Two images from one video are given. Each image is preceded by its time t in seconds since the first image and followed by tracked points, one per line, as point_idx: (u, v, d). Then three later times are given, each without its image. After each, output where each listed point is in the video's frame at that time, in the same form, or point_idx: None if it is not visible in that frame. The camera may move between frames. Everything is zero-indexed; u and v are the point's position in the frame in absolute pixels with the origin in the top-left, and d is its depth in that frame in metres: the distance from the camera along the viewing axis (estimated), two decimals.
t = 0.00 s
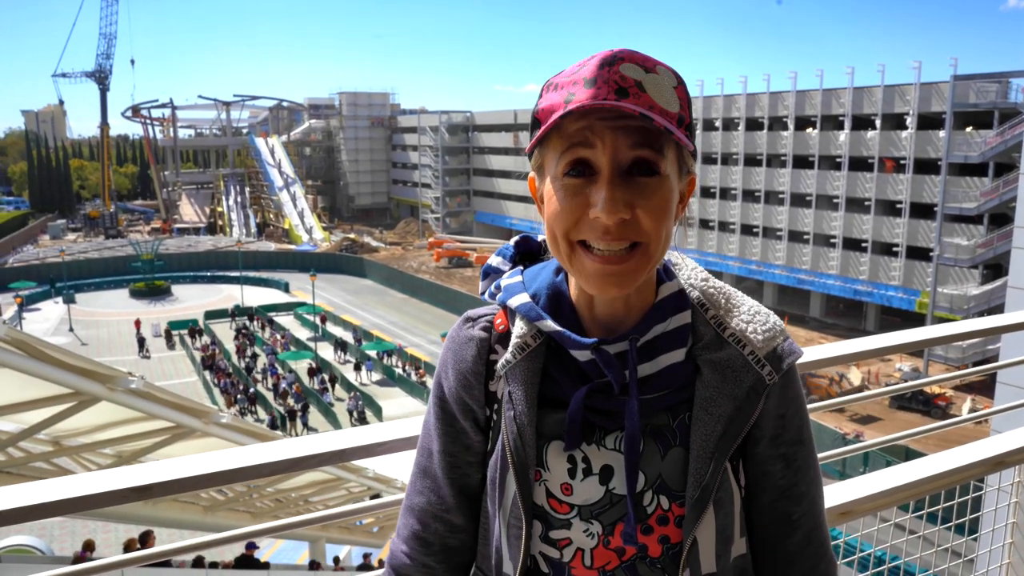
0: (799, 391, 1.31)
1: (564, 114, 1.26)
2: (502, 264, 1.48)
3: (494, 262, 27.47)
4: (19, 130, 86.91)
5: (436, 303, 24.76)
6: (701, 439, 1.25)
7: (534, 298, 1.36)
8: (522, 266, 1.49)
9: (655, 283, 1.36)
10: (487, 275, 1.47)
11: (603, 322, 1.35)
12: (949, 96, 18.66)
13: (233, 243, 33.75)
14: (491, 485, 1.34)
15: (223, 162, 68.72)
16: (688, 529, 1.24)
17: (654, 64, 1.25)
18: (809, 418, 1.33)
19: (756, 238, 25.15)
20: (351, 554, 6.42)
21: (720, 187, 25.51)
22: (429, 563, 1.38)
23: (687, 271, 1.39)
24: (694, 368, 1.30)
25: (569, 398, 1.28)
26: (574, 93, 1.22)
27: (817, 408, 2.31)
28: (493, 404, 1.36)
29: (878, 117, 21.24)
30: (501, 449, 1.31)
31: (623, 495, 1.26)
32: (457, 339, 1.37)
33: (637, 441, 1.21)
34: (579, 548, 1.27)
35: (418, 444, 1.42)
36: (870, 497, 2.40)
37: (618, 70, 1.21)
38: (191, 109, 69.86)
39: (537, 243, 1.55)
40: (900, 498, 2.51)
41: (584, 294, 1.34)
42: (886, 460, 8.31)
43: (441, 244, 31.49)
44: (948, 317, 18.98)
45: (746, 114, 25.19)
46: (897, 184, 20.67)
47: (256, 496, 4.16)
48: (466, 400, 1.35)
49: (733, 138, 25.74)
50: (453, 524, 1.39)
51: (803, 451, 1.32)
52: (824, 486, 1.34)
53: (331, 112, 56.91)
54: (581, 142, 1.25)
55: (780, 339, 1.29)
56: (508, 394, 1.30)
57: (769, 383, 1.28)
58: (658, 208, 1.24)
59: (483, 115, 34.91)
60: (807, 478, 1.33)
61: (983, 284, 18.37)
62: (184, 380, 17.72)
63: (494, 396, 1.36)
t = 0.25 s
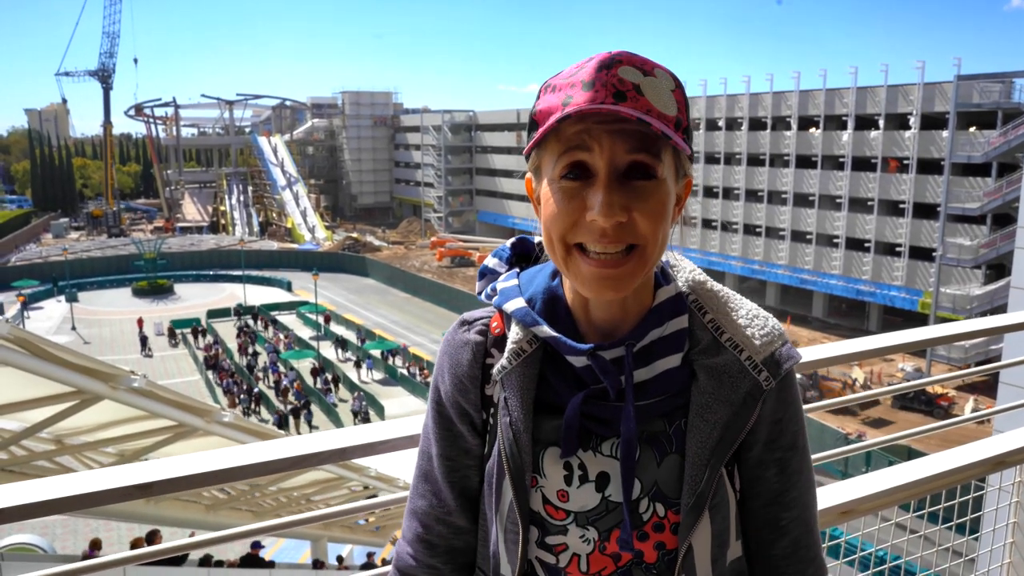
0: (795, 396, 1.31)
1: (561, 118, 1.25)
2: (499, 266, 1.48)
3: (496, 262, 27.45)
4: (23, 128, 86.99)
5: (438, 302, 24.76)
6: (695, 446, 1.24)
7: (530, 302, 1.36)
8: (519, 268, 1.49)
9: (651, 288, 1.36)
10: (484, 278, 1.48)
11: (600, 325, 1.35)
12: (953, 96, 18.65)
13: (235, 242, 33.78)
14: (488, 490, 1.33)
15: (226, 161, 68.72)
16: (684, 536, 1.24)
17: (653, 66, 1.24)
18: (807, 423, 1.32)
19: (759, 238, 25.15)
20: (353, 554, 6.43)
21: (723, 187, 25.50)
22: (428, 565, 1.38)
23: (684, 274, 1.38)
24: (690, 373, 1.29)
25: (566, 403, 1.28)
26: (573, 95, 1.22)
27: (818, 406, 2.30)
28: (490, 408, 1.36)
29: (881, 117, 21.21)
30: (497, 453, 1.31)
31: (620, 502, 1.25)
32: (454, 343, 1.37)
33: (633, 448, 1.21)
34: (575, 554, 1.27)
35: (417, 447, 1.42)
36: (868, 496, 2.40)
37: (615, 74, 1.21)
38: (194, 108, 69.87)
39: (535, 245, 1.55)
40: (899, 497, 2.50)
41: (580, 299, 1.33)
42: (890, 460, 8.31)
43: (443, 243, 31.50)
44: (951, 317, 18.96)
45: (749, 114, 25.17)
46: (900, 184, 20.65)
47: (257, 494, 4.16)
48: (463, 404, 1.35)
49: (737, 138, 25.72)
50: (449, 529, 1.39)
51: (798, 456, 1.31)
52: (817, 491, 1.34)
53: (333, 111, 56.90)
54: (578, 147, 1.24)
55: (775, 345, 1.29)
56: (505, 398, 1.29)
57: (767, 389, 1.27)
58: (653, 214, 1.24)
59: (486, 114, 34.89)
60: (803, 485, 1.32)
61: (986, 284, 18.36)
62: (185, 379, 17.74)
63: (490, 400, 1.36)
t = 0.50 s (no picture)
0: (793, 399, 1.30)
1: (555, 120, 1.25)
2: (497, 266, 1.48)
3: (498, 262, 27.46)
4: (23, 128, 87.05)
5: (439, 302, 24.76)
6: (692, 448, 1.24)
7: (528, 303, 1.35)
8: (516, 269, 1.49)
9: (648, 289, 1.35)
10: (482, 278, 1.47)
11: (598, 326, 1.34)
12: (954, 96, 18.63)
13: (236, 242, 33.80)
14: (485, 491, 1.33)
15: (227, 161, 68.75)
16: (680, 537, 1.23)
17: (644, 69, 1.24)
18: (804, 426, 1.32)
19: (760, 237, 25.14)
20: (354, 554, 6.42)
21: (724, 187, 25.49)
22: (428, 564, 1.38)
23: (683, 275, 1.37)
24: (687, 375, 1.29)
25: (562, 404, 1.27)
26: (564, 102, 1.22)
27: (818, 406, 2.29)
28: (487, 409, 1.36)
29: (883, 117, 21.19)
30: (494, 455, 1.31)
31: (616, 504, 1.25)
32: (450, 344, 1.36)
33: (628, 449, 1.21)
34: (571, 554, 1.27)
35: (416, 447, 1.42)
36: (870, 497, 2.39)
37: (609, 76, 1.21)
38: (195, 108, 69.90)
39: (533, 247, 1.54)
40: (900, 497, 2.50)
41: (577, 300, 1.33)
42: (891, 459, 8.29)
43: (444, 243, 31.52)
44: (953, 316, 18.95)
45: (751, 114, 25.15)
46: (902, 183, 20.64)
47: (258, 494, 4.15)
48: (460, 405, 1.35)
49: (738, 138, 25.70)
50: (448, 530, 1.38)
51: (797, 458, 1.30)
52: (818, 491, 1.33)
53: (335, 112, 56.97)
54: (572, 149, 1.24)
55: (773, 346, 1.28)
56: (501, 399, 1.29)
57: (764, 391, 1.26)
58: (648, 215, 1.23)
59: (487, 114, 34.87)
60: (802, 484, 1.32)
61: (988, 284, 18.33)
62: (186, 378, 17.75)
63: (487, 400, 1.36)
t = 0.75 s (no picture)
0: (799, 399, 1.29)
1: (562, 118, 1.25)
2: (504, 265, 1.48)
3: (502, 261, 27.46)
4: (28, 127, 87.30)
5: (443, 302, 24.76)
6: (699, 447, 1.23)
7: (535, 302, 1.35)
8: (524, 268, 1.48)
9: (655, 287, 1.35)
10: (490, 277, 1.48)
11: (606, 325, 1.34)
12: (960, 95, 18.58)
13: (241, 241, 33.86)
14: (491, 488, 1.32)
15: (231, 160, 68.87)
16: (685, 536, 1.23)
17: (650, 66, 1.23)
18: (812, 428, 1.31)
19: (764, 237, 25.09)
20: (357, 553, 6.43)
21: (728, 187, 25.45)
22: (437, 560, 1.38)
23: (691, 275, 1.37)
24: (694, 374, 1.28)
25: (569, 402, 1.27)
26: (572, 98, 1.22)
27: (822, 406, 2.28)
28: (494, 407, 1.35)
29: (888, 116, 21.13)
30: (501, 453, 1.30)
31: (622, 501, 1.24)
32: (457, 342, 1.36)
33: (635, 446, 1.20)
34: (577, 552, 1.26)
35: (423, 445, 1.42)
36: (877, 498, 2.38)
37: (614, 73, 1.20)
38: (199, 107, 70.01)
39: (541, 246, 1.54)
40: (907, 498, 2.49)
41: (584, 297, 1.32)
42: (895, 461, 8.27)
43: (448, 242, 31.55)
44: (958, 317, 18.89)
45: (755, 113, 25.08)
46: (907, 183, 20.57)
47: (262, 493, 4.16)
48: (466, 405, 1.35)
49: (742, 138, 25.66)
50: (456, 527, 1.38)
51: (804, 458, 1.30)
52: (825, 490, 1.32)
53: (339, 112, 57.04)
54: (577, 146, 1.24)
55: (782, 347, 1.27)
56: (507, 398, 1.29)
57: (771, 390, 1.25)
58: (655, 214, 1.22)
59: (491, 113, 34.85)
60: (809, 483, 1.31)
61: (994, 284, 18.26)
62: (190, 377, 17.78)
63: (493, 399, 1.35)
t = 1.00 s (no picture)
0: (807, 397, 1.29)
1: (562, 113, 1.25)
2: (506, 270, 1.47)
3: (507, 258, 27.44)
4: (35, 124, 87.60)
5: (448, 299, 24.78)
6: (707, 447, 1.23)
7: (540, 307, 1.34)
8: (526, 272, 1.47)
9: (659, 287, 1.34)
10: (491, 281, 1.47)
11: (612, 326, 1.33)
12: (968, 92, 18.49)
13: (246, 238, 33.93)
14: (499, 491, 1.32)
15: (236, 157, 68.96)
16: (697, 536, 1.22)
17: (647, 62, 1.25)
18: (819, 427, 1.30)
19: (770, 235, 25.06)
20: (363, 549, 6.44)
21: (734, 184, 25.40)
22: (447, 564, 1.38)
23: (694, 273, 1.37)
24: (700, 374, 1.28)
25: (577, 405, 1.26)
26: (571, 84, 1.22)
27: (831, 407, 2.28)
28: (498, 411, 1.35)
29: (895, 113, 21.05)
30: (508, 455, 1.30)
31: (632, 503, 1.23)
32: (461, 347, 1.35)
33: (644, 448, 1.19)
34: (588, 554, 1.25)
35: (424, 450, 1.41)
36: (887, 498, 2.38)
37: (614, 66, 1.21)
38: (205, 104, 70.15)
39: (542, 250, 1.54)
40: (917, 498, 2.49)
41: (588, 296, 1.32)
42: (902, 459, 8.25)
43: (453, 239, 31.56)
44: (966, 315, 18.84)
45: (761, 110, 25.00)
46: (914, 180, 20.50)
47: (269, 489, 4.17)
48: (468, 408, 1.35)
49: (748, 135, 25.61)
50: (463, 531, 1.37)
51: (812, 454, 1.29)
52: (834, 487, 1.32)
53: (345, 108, 57.06)
54: (579, 138, 1.24)
55: (787, 342, 1.28)
56: (515, 401, 1.28)
57: (778, 387, 1.25)
58: (661, 201, 1.22)
59: (496, 110, 34.82)
60: (816, 479, 1.31)
61: (1001, 282, 18.17)
62: (196, 374, 17.81)
63: (498, 403, 1.35)
